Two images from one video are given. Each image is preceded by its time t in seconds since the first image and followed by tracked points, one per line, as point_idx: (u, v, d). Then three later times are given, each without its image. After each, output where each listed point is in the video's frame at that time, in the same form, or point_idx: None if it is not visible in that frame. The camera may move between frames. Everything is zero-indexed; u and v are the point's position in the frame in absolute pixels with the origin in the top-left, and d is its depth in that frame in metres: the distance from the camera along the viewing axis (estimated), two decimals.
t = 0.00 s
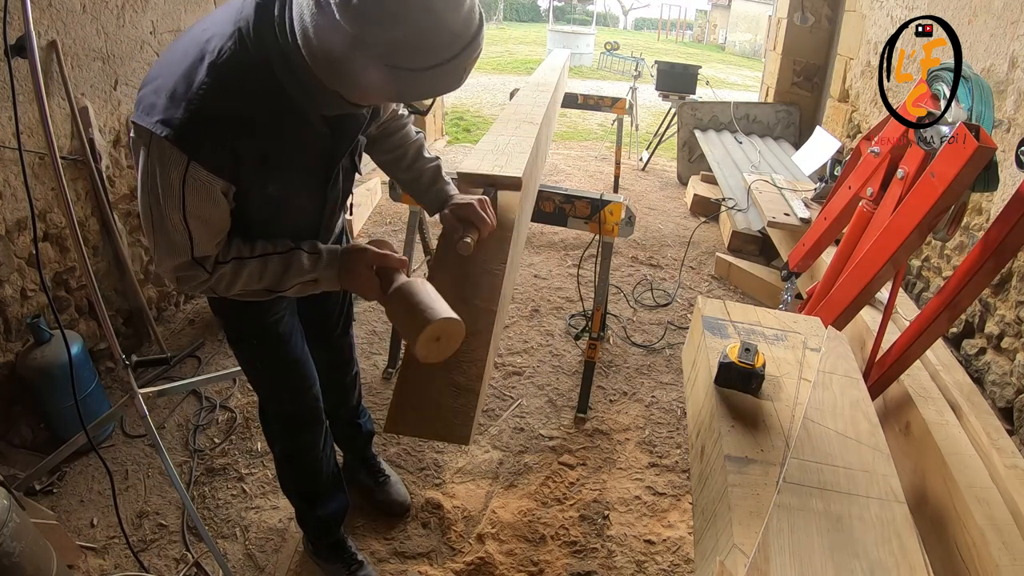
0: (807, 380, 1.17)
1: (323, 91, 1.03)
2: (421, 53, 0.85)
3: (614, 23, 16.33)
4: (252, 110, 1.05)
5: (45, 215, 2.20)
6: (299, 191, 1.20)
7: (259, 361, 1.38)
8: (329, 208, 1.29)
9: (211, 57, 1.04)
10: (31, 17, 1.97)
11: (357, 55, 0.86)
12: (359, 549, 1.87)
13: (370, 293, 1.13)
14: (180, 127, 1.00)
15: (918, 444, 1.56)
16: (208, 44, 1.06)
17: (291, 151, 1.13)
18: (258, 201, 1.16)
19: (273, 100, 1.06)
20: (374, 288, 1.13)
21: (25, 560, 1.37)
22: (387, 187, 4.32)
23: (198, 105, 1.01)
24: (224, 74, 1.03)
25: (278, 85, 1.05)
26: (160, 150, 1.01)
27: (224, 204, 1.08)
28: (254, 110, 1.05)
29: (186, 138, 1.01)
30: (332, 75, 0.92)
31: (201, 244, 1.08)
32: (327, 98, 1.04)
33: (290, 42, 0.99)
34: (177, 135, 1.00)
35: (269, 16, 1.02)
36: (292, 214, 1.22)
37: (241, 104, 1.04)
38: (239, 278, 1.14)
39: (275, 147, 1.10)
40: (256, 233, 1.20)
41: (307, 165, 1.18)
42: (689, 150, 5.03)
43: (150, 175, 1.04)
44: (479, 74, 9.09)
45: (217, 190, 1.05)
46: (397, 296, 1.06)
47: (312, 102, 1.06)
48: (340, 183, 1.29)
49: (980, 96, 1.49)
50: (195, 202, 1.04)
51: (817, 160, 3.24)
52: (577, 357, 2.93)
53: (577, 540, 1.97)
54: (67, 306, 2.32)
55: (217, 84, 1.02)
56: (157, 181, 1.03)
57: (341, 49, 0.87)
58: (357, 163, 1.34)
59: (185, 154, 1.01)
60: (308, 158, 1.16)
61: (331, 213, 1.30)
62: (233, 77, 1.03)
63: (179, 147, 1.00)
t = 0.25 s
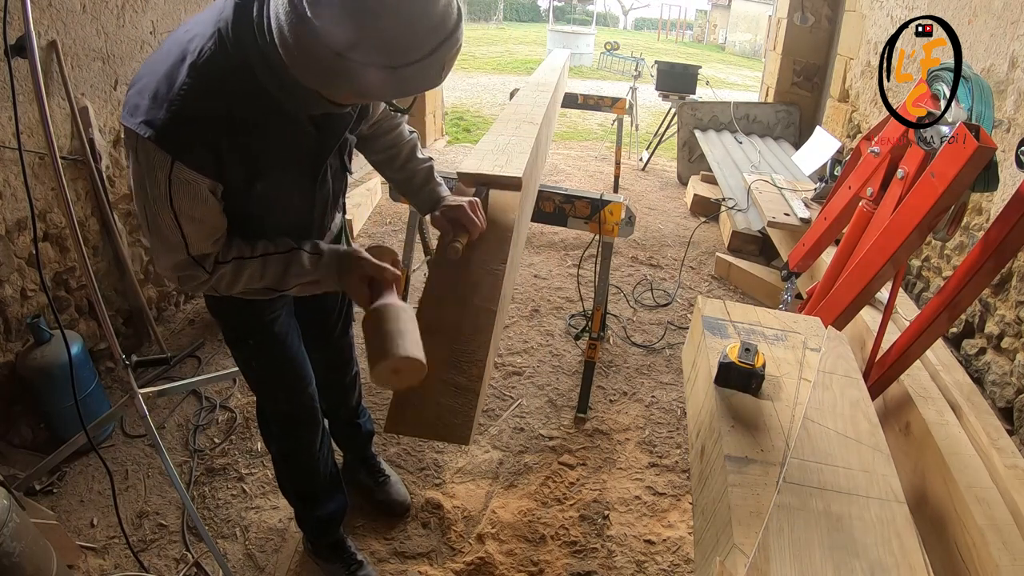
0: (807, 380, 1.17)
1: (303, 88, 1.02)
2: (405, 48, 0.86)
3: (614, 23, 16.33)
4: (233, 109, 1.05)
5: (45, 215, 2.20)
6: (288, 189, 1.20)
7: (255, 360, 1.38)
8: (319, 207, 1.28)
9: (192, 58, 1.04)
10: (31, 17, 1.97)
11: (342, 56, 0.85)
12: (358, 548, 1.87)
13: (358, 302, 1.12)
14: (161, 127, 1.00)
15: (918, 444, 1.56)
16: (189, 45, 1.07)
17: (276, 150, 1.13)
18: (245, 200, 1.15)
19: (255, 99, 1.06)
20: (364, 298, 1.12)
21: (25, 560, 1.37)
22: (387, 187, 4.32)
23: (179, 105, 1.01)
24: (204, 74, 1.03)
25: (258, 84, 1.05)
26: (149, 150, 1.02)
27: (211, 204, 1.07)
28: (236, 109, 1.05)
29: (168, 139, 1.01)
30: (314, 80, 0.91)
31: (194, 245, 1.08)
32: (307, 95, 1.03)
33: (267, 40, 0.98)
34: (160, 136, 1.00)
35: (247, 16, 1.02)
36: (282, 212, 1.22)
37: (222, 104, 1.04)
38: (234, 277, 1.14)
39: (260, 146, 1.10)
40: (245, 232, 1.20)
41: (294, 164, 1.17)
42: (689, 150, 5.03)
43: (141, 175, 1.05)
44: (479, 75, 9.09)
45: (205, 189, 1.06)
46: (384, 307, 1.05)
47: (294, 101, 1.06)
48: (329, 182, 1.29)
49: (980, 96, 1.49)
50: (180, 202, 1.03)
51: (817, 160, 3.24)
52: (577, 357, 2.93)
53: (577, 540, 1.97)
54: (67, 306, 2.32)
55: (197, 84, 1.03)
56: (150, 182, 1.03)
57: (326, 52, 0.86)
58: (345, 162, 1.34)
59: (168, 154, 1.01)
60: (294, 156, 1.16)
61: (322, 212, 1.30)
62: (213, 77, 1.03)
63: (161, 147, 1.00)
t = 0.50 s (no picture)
0: (807, 380, 1.17)
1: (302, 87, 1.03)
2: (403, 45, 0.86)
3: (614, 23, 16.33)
4: (230, 107, 1.05)
5: (45, 215, 2.20)
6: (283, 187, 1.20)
7: (253, 360, 1.38)
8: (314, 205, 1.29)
9: (189, 56, 1.04)
10: (31, 17, 1.97)
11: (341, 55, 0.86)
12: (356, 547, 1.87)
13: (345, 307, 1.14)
14: (158, 125, 1.00)
15: (917, 444, 1.56)
16: (187, 43, 1.06)
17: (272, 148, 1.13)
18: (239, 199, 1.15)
19: (252, 98, 1.06)
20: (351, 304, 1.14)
21: (25, 560, 1.37)
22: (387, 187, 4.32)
23: (177, 103, 1.01)
24: (201, 72, 1.03)
25: (255, 82, 1.05)
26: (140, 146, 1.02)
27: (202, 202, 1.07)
28: (234, 108, 1.05)
29: (165, 137, 1.00)
30: (313, 77, 0.91)
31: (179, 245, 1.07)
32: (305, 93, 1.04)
33: (267, 39, 0.98)
34: (156, 132, 1.00)
35: (245, 14, 1.02)
36: (275, 211, 1.22)
37: (220, 102, 1.04)
38: (213, 277, 1.13)
39: (256, 144, 1.10)
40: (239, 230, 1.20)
41: (290, 162, 1.18)
42: (689, 150, 5.03)
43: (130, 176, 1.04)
44: (479, 75, 9.09)
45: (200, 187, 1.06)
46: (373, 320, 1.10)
47: (292, 99, 1.06)
48: (324, 181, 1.29)
49: (980, 96, 1.49)
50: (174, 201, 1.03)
51: (817, 160, 3.24)
52: (577, 357, 2.93)
53: (577, 540, 1.97)
54: (67, 306, 2.32)
55: (194, 81, 1.02)
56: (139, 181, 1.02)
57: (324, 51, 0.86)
58: (341, 161, 1.34)
59: (163, 151, 1.00)
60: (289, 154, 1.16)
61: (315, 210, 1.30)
62: (209, 75, 1.03)
63: (158, 145, 1.00)
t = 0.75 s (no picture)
0: (807, 380, 1.17)
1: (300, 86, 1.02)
2: (404, 46, 0.86)
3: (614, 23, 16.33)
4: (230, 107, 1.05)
5: (45, 215, 2.20)
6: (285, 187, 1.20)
7: (255, 359, 1.38)
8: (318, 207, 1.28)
9: (191, 57, 1.04)
10: (31, 17, 1.97)
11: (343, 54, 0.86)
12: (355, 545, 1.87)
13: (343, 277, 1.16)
14: (159, 126, 1.01)
15: (918, 444, 1.56)
16: (188, 44, 1.07)
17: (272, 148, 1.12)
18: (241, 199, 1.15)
19: (251, 99, 1.05)
20: (349, 273, 1.16)
21: (25, 560, 1.37)
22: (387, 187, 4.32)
23: (177, 103, 1.02)
24: (202, 71, 1.03)
25: (255, 82, 1.05)
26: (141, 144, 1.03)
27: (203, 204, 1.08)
28: (233, 107, 1.05)
29: (166, 138, 1.01)
30: (313, 76, 0.91)
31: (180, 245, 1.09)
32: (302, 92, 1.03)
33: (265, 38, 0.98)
34: (156, 134, 1.01)
35: (246, 15, 1.02)
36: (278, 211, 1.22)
37: (219, 101, 1.04)
38: (210, 271, 1.16)
39: (257, 145, 1.10)
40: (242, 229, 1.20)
41: (292, 163, 1.17)
42: (689, 150, 5.03)
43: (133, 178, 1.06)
44: (479, 75, 9.09)
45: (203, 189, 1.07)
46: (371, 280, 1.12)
47: (292, 99, 1.06)
48: (326, 180, 1.29)
49: (980, 96, 1.49)
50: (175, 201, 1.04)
51: (817, 160, 3.24)
52: (577, 357, 2.93)
53: (577, 540, 1.97)
54: (67, 306, 2.32)
55: (194, 81, 1.03)
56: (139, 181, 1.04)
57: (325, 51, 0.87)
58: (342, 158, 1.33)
59: (163, 152, 1.02)
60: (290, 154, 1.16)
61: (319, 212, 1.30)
62: (211, 74, 1.03)
63: (159, 145, 1.01)
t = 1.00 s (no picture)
0: (807, 380, 1.17)
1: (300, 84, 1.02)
2: (402, 43, 0.85)
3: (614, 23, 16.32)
4: (230, 106, 1.05)
5: (45, 215, 2.20)
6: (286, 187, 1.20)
7: (256, 359, 1.38)
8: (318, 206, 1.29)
9: (190, 57, 1.04)
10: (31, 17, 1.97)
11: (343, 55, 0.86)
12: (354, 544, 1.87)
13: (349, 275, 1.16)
14: (161, 125, 1.01)
15: (918, 444, 1.56)
16: (187, 44, 1.07)
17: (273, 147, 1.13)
18: (242, 198, 1.16)
19: (251, 98, 1.05)
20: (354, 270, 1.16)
21: (25, 560, 1.37)
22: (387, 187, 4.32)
23: (178, 103, 1.02)
24: (201, 71, 1.03)
25: (256, 81, 1.05)
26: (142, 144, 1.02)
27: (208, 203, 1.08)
28: (233, 106, 1.05)
29: (167, 138, 1.01)
30: (313, 75, 0.92)
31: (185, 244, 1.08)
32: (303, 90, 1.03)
33: (264, 37, 0.98)
34: (159, 134, 1.00)
35: (244, 14, 1.02)
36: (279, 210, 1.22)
37: (220, 101, 1.04)
38: (227, 267, 1.15)
39: (257, 144, 1.10)
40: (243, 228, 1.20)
41: (292, 162, 1.18)
42: (689, 150, 5.03)
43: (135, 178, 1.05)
44: (479, 75, 9.09)
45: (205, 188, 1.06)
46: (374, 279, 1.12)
47: (291, 98, 1.06)
48: (327, 178, 1.29)
49: (980, 96, 1.49)
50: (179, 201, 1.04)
51: (817, 160, 3.24)
52: (577, 357, 2.93)
53: (577, 540, 1.97)
54: (67, 306, 2.32)
55: (195, 80, 1.03)
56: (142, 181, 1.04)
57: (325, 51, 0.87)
58: (342, 158, 1.33)
59: (165, 152, 1.01)
60: (291, 152, 1.16)
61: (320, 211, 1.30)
62: (212, 74, 1.03)
63: (160, 146, 1.01)
